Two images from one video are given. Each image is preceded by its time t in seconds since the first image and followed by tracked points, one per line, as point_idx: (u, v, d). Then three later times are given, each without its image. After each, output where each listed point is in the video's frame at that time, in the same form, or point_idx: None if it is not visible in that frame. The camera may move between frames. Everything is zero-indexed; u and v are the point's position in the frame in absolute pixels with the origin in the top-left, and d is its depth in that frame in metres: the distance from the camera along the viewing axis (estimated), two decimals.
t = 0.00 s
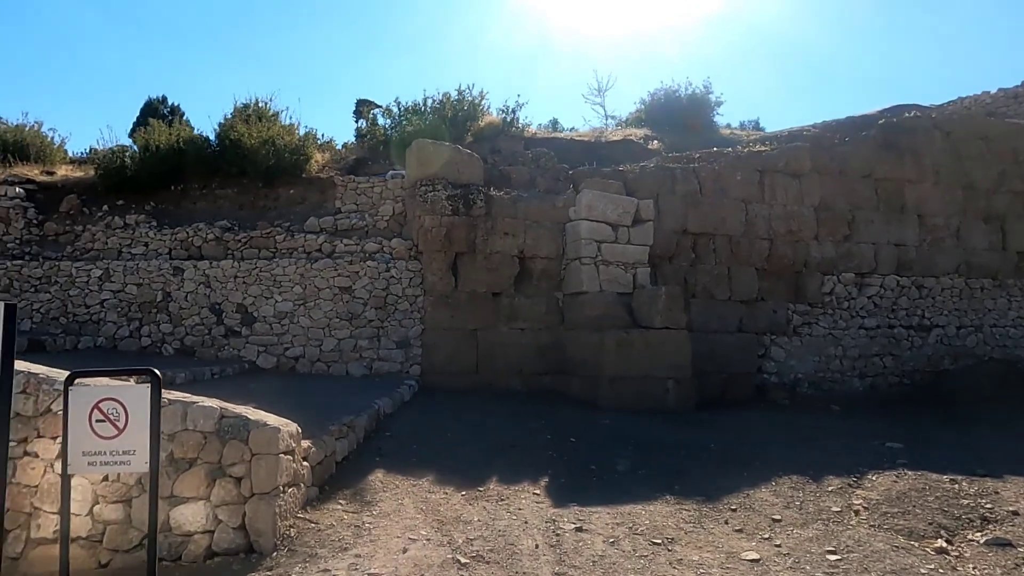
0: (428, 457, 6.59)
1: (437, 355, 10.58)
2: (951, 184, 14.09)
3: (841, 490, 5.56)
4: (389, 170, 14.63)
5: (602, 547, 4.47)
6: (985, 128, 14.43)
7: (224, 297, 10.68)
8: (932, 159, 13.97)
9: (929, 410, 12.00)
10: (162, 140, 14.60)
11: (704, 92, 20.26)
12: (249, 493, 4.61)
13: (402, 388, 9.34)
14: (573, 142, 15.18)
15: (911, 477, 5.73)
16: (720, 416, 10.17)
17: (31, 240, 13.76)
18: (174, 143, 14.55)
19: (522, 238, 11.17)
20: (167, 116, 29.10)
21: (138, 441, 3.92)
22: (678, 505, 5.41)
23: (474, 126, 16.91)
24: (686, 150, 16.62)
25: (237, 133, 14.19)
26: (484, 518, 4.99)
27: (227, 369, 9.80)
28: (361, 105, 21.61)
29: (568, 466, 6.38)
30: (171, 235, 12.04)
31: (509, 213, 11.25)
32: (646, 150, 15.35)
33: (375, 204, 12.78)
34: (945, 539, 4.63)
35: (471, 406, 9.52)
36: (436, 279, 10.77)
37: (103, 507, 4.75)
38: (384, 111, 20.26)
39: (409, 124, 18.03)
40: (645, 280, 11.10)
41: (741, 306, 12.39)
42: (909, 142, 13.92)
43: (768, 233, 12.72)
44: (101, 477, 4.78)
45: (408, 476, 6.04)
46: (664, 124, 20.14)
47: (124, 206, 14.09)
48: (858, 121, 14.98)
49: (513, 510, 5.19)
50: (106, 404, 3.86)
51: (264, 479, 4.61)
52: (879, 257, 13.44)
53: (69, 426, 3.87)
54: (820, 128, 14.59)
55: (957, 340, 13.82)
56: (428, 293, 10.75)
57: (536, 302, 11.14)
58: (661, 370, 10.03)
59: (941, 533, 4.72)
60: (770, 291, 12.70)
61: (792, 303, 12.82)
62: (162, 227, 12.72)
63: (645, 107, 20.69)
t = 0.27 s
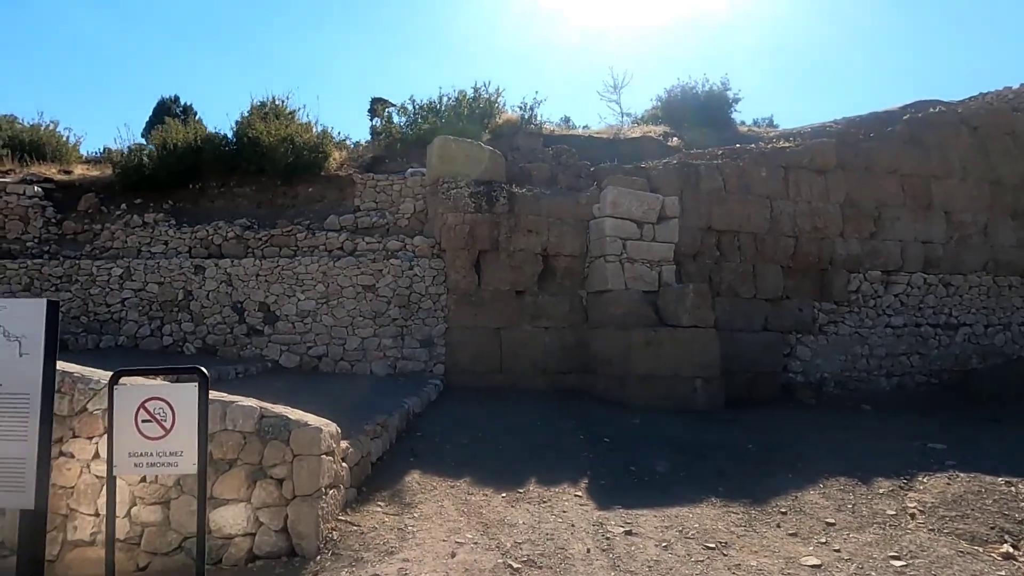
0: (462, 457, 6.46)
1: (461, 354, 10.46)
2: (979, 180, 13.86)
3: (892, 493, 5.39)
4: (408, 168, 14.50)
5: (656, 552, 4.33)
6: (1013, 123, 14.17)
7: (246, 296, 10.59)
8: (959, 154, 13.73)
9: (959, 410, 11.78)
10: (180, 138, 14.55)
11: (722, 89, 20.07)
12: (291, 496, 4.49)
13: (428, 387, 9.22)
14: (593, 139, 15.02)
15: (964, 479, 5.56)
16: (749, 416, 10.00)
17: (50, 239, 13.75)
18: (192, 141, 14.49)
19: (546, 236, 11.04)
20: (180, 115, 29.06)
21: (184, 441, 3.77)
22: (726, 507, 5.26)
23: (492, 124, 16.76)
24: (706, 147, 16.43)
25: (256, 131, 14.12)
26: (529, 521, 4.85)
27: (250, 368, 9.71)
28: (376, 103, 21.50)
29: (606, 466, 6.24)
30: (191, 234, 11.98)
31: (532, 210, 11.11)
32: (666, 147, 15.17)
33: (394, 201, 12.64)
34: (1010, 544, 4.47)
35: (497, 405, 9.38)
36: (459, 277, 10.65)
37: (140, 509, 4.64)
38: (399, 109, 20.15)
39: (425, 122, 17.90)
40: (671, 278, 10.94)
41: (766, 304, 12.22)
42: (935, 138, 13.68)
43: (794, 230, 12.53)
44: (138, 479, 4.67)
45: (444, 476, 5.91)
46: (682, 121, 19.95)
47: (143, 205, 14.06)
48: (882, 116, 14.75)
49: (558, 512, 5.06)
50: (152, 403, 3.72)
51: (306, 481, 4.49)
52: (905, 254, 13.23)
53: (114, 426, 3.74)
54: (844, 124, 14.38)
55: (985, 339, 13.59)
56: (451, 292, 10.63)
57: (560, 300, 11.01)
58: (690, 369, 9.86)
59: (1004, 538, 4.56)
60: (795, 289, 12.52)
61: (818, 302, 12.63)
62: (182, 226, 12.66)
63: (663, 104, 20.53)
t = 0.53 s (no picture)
0: (494, 454, 6.31)
1: (481, 351, 10.30)
2: (1003, 174, 13.65)
3: (944, 491, 5.23)
4: (422, 163, 14.36)
5: (710, 552, 4.17)
6: None
7: (264, 292, 10.45)
8: (982, 149, 13.52)
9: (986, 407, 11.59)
10: (192, 134, 14.42)
11: (736, 85, 19.90)
12: (329, 493, 4.34)
13: (451, 384, 9.07)
14: (609, 134, 14.86)
15: (1017, 477, 5.39)
16: (776, 413, 9.82)
17: (63, 236, 13.63)
18: (205, 137, 14.36)
19: (567, 231, 10.87)
20: (188, 112, 28.95)
21: (224, 436, 3.65)
22: (774, 506, 5.10)
23: (506, 120, 16.60)
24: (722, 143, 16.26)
25: (269, 127, 13.98)
26: (574, 520, 4.70)
27: (270, 365, 9.57)
28: (386, 100, 21.36)
29: (642, 464, 6.08)
30: (206, 229, 11.85)
31: (552, 205, 10.96)
32: (682, 142, 15.01)
33: (410, 197, 12.54)
34: None
35: (520, 402, 9.23)
36: (480, 273, 10.50)
37: (173, 507, 4.50)
38: (410, 105, 19.99)
39: (438, 118, 17.75)
40: (694, 274, 10.78)
41: (788, 300, 12.04)
42: (958, 132, 13.48)
43: (816, 225, 12.35)
44: (171, 475, 4.53)
45: (478, 474, 5.75)
46: (696, 117, 19.77)
47: (155, 202, 13.93)
48: (903, 110, 14.54)
49: (601, 511, 4.90)
50: (191, 396, 3.62)
51: (345, 478, 4.34)
52: (928, 250, 13.03)
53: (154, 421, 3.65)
54: (864, 118, 14.19)
55: (1010, 336, 13.38)
56: (471, 287, 10.47)
57: (581, 297, 10.85)
58: (716, 365, 9.69)
59: None
60: (818, 285, 12.34)
61: (840, 298, 12.45)
62: (196, 222, 12.53)
63: (676, 101, 20.37)
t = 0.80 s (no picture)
0: (527, 458, 6.16)
1: (503, 350, 10.16)
2: None
3: (999, 498, 5.06)
4: (438, 162, 14.21)
5: (768, 562, 4.02)
6: None
7: (282, 291, 10.31)
8: (1007, 145, 13.30)
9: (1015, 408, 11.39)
10: (206, 132, 14.31)
11: (752, 81, 19.69)
12: (371, 500, 4.20)
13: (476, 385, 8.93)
14: (626, 131, 14.69)
15: None
16: (803, 414, 9.66)
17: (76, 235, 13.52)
18: (219, 135, 14.25)
19: (588, 229, 10.72)
20: (197, 111, 28.87)
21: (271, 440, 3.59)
22: (824, 512, 4.94)
23: (520, 118, 16.44)
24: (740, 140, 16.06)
25: (284, 125, 13.86)
26: (621, 527, 4.55)
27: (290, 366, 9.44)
28: (398, 97, 21.22)
29: (681, 468, 5.93)
30: (222, 228, 11.73)
31: (573, 203, 10.81)
32: (700, 139, 14.83)
33: (426, 195, 12.41)
34: None
35: (544, 403, 9.08)
36: (501, 271, 10.35)
37: (207, 514, 4.36)
38: (422, 103, 19.85)
39: (451, 116, 17.60)
40: (717, 272, 10.62)
41: (812, 299, 11.86)
42: (983, 128, 13.27)
43: (839, 223, 12.17)
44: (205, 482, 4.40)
45: (514, 478, 5.61)
46: (711, 114, 19.57)
47: (169, 200, 13.82)
48: (925, 106, 14.32)
49: (647, 517, 4.75)
50: (235, 401, 3.60)
51: (387, 485, 4.19)
52: (953, 248, 12.83)
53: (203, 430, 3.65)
54: (886, 114, 13.98)
55: None
56: (492, 286, 10.32)
57: (603, 296, 10.69)
58: (743, 366, 9.52)
59: None
60: (841, 284, 12.16)
61: (864, 297, 12.26)
62: (211, 221, 12.41)
63: (690, 98, 20.18)
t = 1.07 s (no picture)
0: (561, 462, 6.04)
1: (524, 352, 10.04)
2: None
3: None
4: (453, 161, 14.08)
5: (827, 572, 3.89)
6: None
7: (300, 292, 10.21)
8: None
9: None
10: (219, 132, 14.23)
11: (766, 79, 19.51)
12: (414, 507, 4.08)
13: (499, 386, 8.81)
14: (642, 130, 14.55)
15: None
16: (830, 415, 9.51)
17: (90, 236, 13.45)
18: (232, 135, 14.17)
19: (609, 228, 10.59)
20: (206, 112, 28.80)
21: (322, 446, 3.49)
22: (874, 518, 4.81)
23: (534, 116, 16.31)
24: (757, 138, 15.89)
25: (298, 124, 13.76)
26: (668, 534, 4.42)
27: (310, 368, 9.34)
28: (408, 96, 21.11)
29: (719, 472, 5.80)
30: (237, 229, 11.63)
31: (593, 202, 10.69)
32: (716, 137, 14.68)
33: (442, 194, 12.30)
34: None
35: (568, 404, 8.96)
36: (521, 271, 10.23)
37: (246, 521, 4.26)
38: (433, 103, 19.72)
39: (464, 115, 17.47)
40: (740, 272, 10.50)
41: (834, 299, 11.71)
42: (1006, 124, 13.09)
43: (861, 221, 12.02)
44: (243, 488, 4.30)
45: (550, 483, 5.48)
46: (725, 113, 19.40)
47: (182, 201, 13.74)
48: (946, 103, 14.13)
49: (694, 523, 4.62)
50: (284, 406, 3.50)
51: (431, 492, 4.07)
52: (976, 247, 12.67)
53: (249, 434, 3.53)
54: (906, 111, 13.81)
55: None
56: (512, 287, 10.19)
57: (623, 296, 10.57)
58: (768, 367, 9.38)
59: None
60: (863, 283, 12.01)
61: (886, 296, 12.11)
62: (226, 221, 12.31)
63: (702, 96, 20.02)
